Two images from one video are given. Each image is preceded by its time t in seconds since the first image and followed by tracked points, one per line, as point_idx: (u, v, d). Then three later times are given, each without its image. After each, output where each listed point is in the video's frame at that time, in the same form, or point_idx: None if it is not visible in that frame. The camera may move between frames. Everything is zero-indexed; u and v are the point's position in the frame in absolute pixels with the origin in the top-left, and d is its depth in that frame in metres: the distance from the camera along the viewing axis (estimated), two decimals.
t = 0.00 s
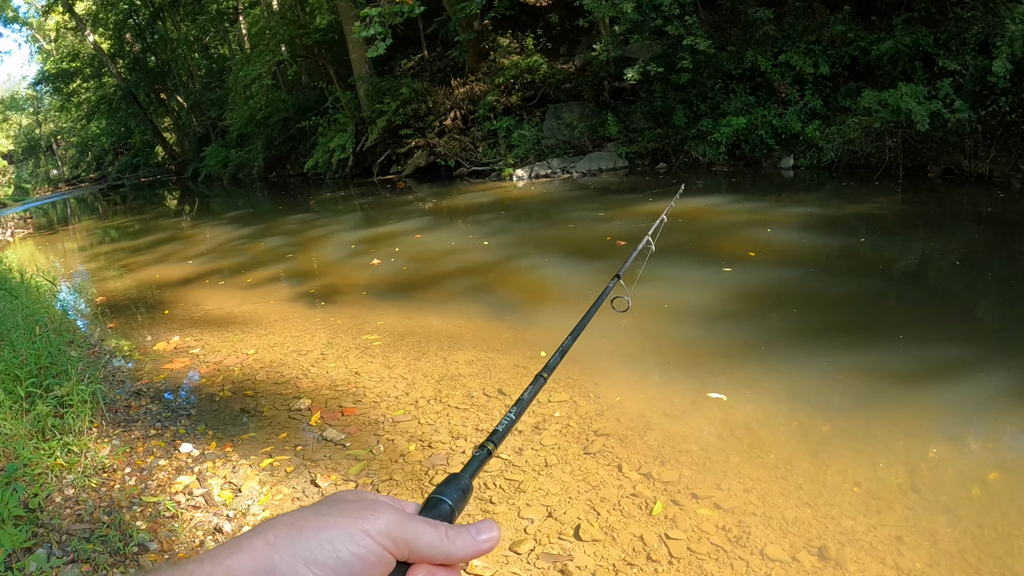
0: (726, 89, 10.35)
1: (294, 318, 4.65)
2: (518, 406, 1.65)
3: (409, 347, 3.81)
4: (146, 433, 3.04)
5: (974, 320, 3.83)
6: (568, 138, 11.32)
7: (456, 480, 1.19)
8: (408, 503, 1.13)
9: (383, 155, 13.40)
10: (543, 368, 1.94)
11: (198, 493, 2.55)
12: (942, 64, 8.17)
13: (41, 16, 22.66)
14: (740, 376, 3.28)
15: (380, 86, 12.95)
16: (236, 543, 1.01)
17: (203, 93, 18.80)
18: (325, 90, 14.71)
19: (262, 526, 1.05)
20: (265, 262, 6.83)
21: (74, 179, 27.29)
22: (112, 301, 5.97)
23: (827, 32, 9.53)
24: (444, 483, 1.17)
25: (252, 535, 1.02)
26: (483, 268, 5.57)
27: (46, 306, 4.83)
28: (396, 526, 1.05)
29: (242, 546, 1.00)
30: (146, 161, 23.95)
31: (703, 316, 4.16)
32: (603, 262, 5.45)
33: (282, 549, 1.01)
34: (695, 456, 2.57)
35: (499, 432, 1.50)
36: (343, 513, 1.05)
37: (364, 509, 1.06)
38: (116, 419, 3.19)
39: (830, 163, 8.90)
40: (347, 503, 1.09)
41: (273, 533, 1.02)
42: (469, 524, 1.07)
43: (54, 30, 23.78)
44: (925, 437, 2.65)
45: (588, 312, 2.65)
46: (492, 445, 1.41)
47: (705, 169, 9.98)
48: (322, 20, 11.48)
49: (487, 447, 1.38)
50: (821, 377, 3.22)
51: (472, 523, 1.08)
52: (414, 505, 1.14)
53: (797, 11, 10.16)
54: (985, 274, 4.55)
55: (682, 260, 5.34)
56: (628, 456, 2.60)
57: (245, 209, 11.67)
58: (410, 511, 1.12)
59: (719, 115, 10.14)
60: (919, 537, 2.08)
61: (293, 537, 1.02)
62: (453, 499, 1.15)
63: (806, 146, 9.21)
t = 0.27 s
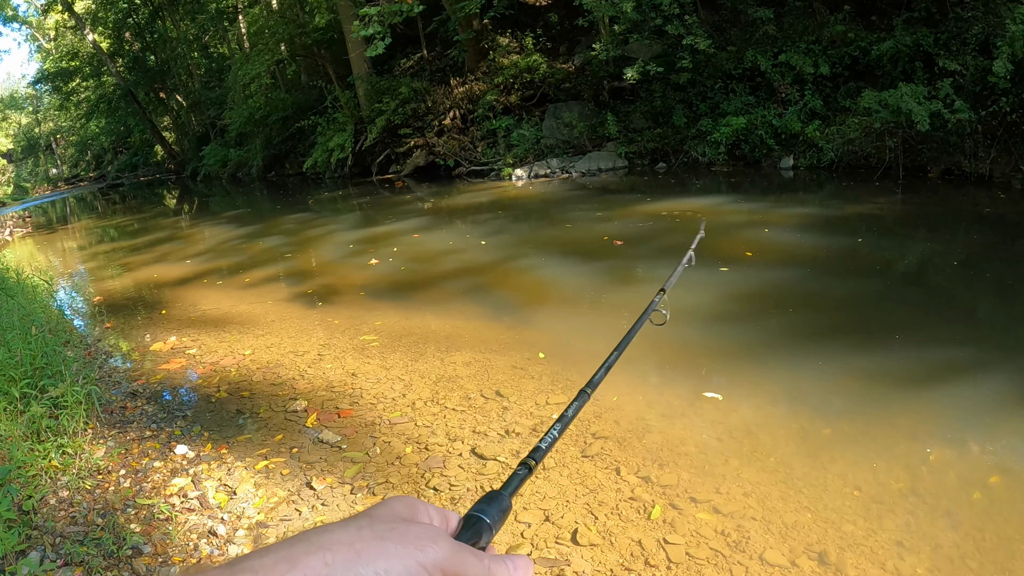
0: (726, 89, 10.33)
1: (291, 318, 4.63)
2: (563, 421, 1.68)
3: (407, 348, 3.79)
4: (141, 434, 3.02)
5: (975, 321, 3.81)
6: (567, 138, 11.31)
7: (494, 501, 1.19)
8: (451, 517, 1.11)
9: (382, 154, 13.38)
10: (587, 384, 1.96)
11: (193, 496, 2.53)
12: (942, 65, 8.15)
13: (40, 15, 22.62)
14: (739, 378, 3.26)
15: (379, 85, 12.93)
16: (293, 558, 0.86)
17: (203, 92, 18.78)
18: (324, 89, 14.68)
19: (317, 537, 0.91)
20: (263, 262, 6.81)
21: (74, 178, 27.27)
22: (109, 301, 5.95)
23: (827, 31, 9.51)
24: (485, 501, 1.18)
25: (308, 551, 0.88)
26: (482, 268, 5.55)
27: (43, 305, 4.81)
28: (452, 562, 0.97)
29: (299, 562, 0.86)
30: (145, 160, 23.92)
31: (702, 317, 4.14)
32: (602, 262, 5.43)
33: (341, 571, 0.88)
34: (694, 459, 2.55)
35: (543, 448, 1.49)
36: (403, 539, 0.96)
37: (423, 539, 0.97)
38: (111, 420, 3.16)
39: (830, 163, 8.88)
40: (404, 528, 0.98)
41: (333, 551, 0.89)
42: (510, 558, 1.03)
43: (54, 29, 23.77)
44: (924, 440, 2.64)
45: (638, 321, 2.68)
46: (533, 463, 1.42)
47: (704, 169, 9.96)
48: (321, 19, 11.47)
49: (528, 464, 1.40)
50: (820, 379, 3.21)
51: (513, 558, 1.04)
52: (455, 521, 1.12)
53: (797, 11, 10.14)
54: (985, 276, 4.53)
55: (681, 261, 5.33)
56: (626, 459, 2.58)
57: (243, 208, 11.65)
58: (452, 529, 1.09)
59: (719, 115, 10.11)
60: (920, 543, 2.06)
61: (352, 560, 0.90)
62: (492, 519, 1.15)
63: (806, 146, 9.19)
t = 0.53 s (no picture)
0: (726, 87, 10.31)
1: (289, 317, 4.61)
2: (564, 402, 1.75)
3: (405, 347, 3.78)
4: (138, 434, 3.00)
5: (975, 321, 3.80)
6: (567, 136, 11.29)
7: (496, 485, 1.24)
8: (449, 503, 1.16)
9: (382, 153, 13.35)
10: (591, 367, 2.07)
11: (188, 496, 2.51)
12: (943, 64, 8.13)
13: (40, 13, 22.58)
14: (739, 378, 3.25)
15: (379, 84, 12.91)
16: (280, 542, 0.94)
17: (202, 90, 18.75)
18: (324, 88, 14.66)
19: (307, 523, 0.99)
20: (263, 261, 6.79)
21: (74, 176, 27.24)
22: (107, 299, 5.94)
23: (827, 30, 9.49)
24: (483, 485, 1.22)
25: (296, 536, 0.96)
26: (481, 267, 5.53)
27: (41, 304, 4.80)
28: (443, 544, 1.01)
29: (286, 546, 0.94)
30: (145, 158, 23.90)
31: (701, 317, 4.13)
32: (601, 261, 5.41)
33: (327, 556, 0.95)
34: (693, 460, 2.54)
35: (543, 432, 1.55)
36: (393, 524, 1.01)
37: (414, 522, 1.02)
38: (107, 419, 3.14)
39: (830, 162, 8.86)
40: (396, 513, 1.04)
41: (320, 536, 0.97)
42: (506, 542, 1.04)
43: (53, 27, 23.75)
44: (925, 441, 2.62)
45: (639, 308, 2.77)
46: (534, 446, 1.46)
47: (704, 168, 9.93)
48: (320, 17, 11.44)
49: (528, 447, 1.44)
50: (821, 380, 3.19)
51: (508, 541, 1.06)
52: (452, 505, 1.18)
53: (797, 9, 10.12)
54: (986, 275, 4.51)
55: (681, 260, 5.31)
56: (625, 460, 2.56)
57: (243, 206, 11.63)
58: (449, 513, 1.14)
59: (719, 113, 10.09)
60: (921, 545, 2.05)
61: (340, 546, 0.97)
62: (491, 503, 1.19)
63: (806, 145, 9.17)
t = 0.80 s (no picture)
0: (726, 86, 10.28)
1: (288, 316, 4.59)
2: (570, 357, 1.76)
3: (404, 346, 3.76)
4: (135, 434, 2.98)
5: (976, 321, 3.78)
6: (567, 135, 11.27)
7: (505, 436, 1.21)
8: (454, 457, 1.20)
9: (381, 151, 13.33)
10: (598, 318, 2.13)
11: (184, 496, 2.50)
12: (944, 63, 8.11)
13: (39, 11, 22.53)
14: (739, 378, 3.24)
15: (379, 82, 12.88)
16: (276, 499, 0.96)
17: (202, 89, 18.73)
18: (323, 86, 14.64)
19: (306, 479, 1.01)
20: (262, 258, 6.78)
21: (74, 174, 27.22)
22: (106, 298, 5.92)
23: (828, 29, 9.46)
24: (493, 437, 1.19)
25: (293, 491, 0.98)
26: (481, 266, 5.51)
27: (39, 303, 4.78)
28: (447, 493, 1.00)
29: (282, 502, 0.96)
30: (145, 156, 23.86)
31: (701, 316, 4.11)
32: (601, 260, 5.39)
33: (325, 509, 0.96)
34: (692, 461, 2.52)
35: (550, 385, 1.55)
36: (394, 474, 1.01)
37: (415, 471, 1.01)
38: (105, 419, 3.13)
39: (831, 160, 8.84)
40: (399, 464, 1.04)
41: (317, 489, 0.98)
42: (523, 497, 1.04)
43: (53, 25, 23.73)
44: (926, 442, 2.61)
45: (643, 263, 2.76)
46: (542, 398, 1.47)
47: (705, 166, 9.91)
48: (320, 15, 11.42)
49: (537, 400, 1.44)
50: (821, 380, 3.17)
51: (525, 497, 1.05)
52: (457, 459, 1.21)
53: (798, 8, 10.09)
54: (986, 275, 4.49)
55: (681, 259, 5.29)
56: (624, 460, 2.55)
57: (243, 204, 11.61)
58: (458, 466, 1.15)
59: (720, 112, 10.06)
60: (921, 548, 2.03)
61: (338, 497, 0.98)
62: (500, 456, 1.15)
63: (806, 143, 9.15)
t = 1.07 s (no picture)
0: (728, 84, 10.25)
1: (287, 314, 4.58)
2: (556, 356, 1.80)
3: (403, 345, 3.75)
4: (132, 433, 2.97)
5: (978, 321, 3.76)
6: (568, 133, 11.23)
7: (494, 430, 1.28)
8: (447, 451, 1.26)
9: (382, 148, 13.30)
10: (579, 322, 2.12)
11: (181, 497, 2.48)
12: (947, 61, 8.08)
13: (40, 8, 22.50)
14: (739, 378, 3.22)
15: (380, 79, 12.85)
16: (287, 486, 1.01)
17: (203, 86, 18.70)
18: (324, 83, 14.61)
19: (313, 467, 1.05)
20: (262, 256, 6.76)
21: (75, 171, 27.20)
22: (105, 296, 5.91)
23: (830, 27, 9.42)
24: (483, 431, 1.26)
25: (302, 480, 1.02)
26: (481, 264, 5.49)
27: (37, 301, 4.76)
28: (448, 478, 1.07)
29: (294, 489, 1.01)
30: (146, 154, 23.83)
31: (702, 315, 4.09)
32: (602, 259, 5.37)
33: (334, 494, 1.01)
34: (692, 462, 2.51)
35: (537, 382, 1.60)
36: (397, 460, 1.06)
37: (417, 458, 1.08)
38: (102, 418, 3.12)
39: (832, 159, 8.81)
40: (400, 452, 1.09)
41: (326, 477, 1.03)
42: (515, 483, 1.13)
43: (54, 22, 23.70)
44: (928, 444, 2.59)
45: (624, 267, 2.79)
46: (530, 396, 1.52)
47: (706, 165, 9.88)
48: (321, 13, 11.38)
49: (524, 397, 1.49)
50: (822, 380, 3.16)
51: (515, 483, 1.14)
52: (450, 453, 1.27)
53: (800, 5, 10.04)
54: (988, 274, 4.47)
55: (682, 258, 5.27)
56: (623, 461, 2.53)
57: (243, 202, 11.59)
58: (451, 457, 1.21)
59: (721, 110, 10.02)
60: (923, 550, 2.02)
61: (346, 483, 1.03)
62: (491, 448, 1.23)
63: (808, 142, 9.12)
